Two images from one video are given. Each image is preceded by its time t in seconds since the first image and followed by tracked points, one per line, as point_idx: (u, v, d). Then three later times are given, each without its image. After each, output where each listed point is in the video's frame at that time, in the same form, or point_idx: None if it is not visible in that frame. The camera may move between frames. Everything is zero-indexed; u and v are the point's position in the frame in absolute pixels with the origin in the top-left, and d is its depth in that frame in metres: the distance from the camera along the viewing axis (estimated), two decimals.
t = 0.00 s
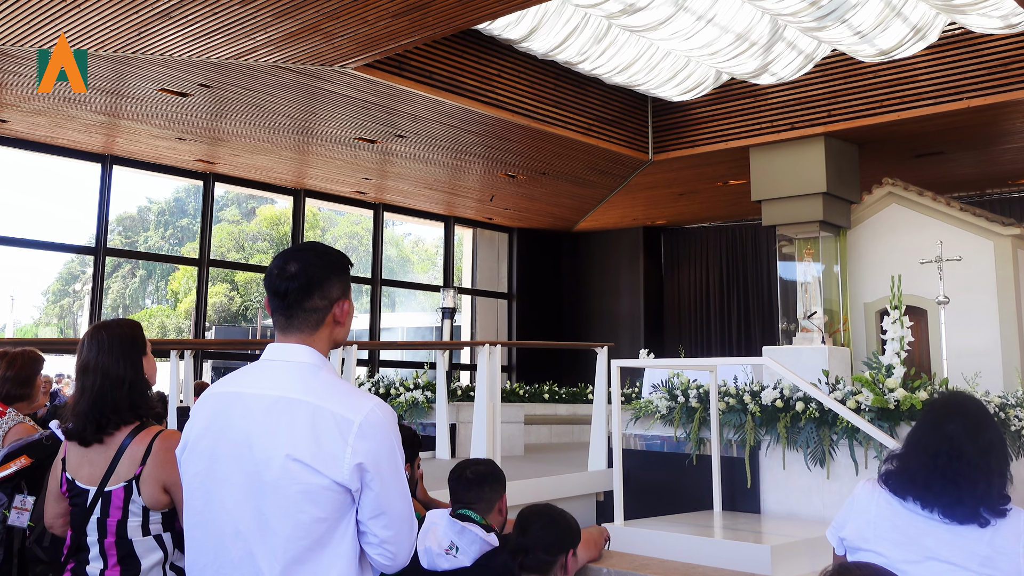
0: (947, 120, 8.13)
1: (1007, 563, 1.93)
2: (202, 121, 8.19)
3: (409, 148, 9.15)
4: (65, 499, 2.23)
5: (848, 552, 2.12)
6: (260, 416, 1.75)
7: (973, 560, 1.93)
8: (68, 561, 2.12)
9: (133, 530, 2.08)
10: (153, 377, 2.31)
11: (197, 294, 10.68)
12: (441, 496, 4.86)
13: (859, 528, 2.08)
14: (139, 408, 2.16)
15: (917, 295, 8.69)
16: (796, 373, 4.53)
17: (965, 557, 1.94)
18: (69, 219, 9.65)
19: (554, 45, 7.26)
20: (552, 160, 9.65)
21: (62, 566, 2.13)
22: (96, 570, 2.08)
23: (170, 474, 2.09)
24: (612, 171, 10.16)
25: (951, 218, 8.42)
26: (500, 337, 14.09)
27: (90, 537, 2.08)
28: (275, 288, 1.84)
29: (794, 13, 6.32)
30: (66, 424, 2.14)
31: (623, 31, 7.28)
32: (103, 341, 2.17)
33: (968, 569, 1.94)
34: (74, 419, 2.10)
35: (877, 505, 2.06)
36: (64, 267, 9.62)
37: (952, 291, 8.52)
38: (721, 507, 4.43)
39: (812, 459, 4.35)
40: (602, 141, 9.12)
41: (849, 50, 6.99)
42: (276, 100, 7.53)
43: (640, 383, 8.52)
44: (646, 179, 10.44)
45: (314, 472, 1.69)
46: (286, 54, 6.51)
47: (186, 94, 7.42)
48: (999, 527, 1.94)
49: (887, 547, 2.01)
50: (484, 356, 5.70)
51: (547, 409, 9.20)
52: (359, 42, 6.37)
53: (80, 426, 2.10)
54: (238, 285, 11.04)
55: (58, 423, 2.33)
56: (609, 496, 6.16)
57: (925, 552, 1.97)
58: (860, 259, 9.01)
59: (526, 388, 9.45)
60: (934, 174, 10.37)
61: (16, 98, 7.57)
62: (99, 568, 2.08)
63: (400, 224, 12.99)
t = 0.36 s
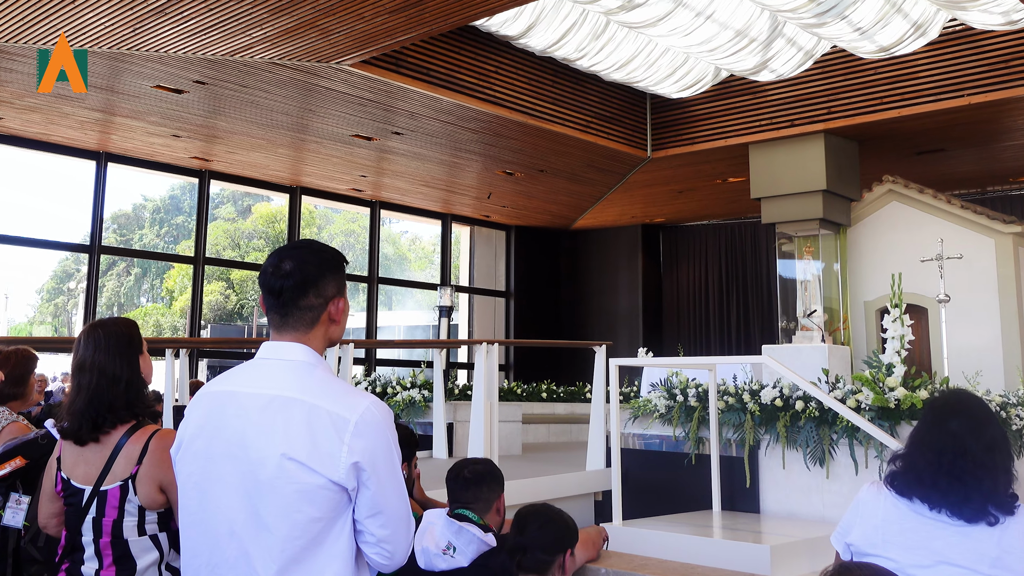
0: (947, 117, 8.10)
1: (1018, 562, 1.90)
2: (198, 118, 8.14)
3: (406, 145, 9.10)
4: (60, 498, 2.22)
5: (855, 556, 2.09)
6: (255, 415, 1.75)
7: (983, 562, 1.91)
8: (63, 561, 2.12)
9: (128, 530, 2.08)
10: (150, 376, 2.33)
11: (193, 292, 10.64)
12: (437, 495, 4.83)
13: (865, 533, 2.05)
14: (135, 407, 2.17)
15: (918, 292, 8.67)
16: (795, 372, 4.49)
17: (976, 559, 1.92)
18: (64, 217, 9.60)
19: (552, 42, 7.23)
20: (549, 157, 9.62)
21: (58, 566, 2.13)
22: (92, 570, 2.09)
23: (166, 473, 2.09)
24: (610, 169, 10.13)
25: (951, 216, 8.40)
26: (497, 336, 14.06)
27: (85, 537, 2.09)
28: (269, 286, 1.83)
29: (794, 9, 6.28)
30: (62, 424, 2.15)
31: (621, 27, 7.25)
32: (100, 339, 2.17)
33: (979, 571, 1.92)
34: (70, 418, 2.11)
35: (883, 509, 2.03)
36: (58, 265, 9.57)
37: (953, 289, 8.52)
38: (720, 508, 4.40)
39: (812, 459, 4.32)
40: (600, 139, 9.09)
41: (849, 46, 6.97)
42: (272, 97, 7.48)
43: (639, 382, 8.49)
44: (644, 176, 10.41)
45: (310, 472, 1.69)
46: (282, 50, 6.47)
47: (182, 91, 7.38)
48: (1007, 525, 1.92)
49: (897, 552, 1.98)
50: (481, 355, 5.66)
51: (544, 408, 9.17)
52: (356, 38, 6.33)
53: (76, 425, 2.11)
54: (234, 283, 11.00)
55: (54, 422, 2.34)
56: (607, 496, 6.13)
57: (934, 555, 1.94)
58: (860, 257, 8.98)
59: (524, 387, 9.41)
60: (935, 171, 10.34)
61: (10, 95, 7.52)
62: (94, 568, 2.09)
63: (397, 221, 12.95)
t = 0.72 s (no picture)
0: (948, 114, 8.08)
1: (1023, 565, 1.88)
2: (193, 115, 8.09)
3: (403, 142, 9.06)
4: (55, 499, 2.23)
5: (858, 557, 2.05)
6: (250, 415, 1.72)
7: (989, 563, 1.89)
8: (59, 561, 2.16)
9: (123, 529, 2.10)
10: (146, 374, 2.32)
11: (188, 290, 10.59)
12: (434, 495, 4.79)
13: (869, 533, 2.01)
14: (131, 405, 2.17)
15: (919, 291, 8.70)
16: (795, 371, 4.47)
17: (982, 560, 1.89)
18: (59, 215, 9.56)
19: (550, 38, 7.20)
20: (547, 155, 9.58)
21: (54, 566, 2.16)
22: (88, 570, 2.11)
23: (161, 473, 2.10)
24: (608, 166, 10.09)
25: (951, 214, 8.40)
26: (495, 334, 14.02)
27: (80, 537, 2.11)
28: (264, 284, 1.80)
29: (794, 5, 6.25)
30: (58, 422, 2.15)
31: (620, 24, 7.21)
32: (96, 338, 2.18)
33: (984, 572, 1.89)
34: (65, 417, 2.12)
35: (887, 508, 2.00)
36: (53, 263, 9.52)
37: (953, 287, 8.52)
38: (720, 508, 4.38)
39: (812, 458, 4.30)
40: (599, 136, 9.05)
41: (849, 43, 6.94)
42: (268, 93, 7.44)
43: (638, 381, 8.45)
44: (643, 174, 10.38)
45: (306, 471, 1.66)
46: (279, 47, 6.43)
47: (178, 88, 7.33)
48: (1013, 527, 1.90)
49: (902, 552, 1.95)
50: (479, 353, 5.62)
51: (542, 407, 9.14)
52: (353, 34, 6.28)
53: (72, 424, 2.12)
54: (230, 282, 10.95)
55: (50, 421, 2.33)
56: (606, 496, 6.10)
57: (939, 555, 1.91)
58: (861, 255, 8.98)
59: (521, 386, 9.33)
60: (936, 169, 10.32)
61: (4, 92, 7.48)
62: (90, 568, 2.11)
63: (393, 219, 12.92)
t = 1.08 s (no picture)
0: (948, 111, 8.06)
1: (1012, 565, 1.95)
2: (188, 112, 8.05)
3: (399, 139, 9.01)
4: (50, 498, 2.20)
5: (850, 552, 2.14)
6: (245, 414, 1.69)
7: (978, 562, 1.96)
8: (53, 561, 2.11)
9: (119, 529, 2.07)
10: (142, 374, 2.28)
11: (184, 288, 10.54)
12: (432, 495, 4.76)
13: (861, 530, 2.10)
14: (128, 404, 2.14)
15: (919, 289, 8.67)
16: (795, 369, 4.44)
17: (969, 559, 1.96)
18: (54, 212, 9.51)
19: (548, 35, 7.17)
20: (544, 152, 9.54)
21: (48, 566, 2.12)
22: (82, 570, 2.07)
23: (157, 471, 2.08)
24: (607, 163, 10.05)
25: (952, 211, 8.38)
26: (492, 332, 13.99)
27: (75, 537, 2.07)
28: (259, 282, 1.77)
29: (793, 2, 6.22)
30: (53, 421, 2.12)
31: (618, 20, 7.16)
32: (92, 337, 2.14)
33: (972, 571, 1.96)
34: (61, 416, 2.08)
35: (880, 506, 2.08)
36: (47, 261, 9.48)
37: (953, 285, 8.50)
38: (719, 508, 4.35)
39: (811, 458, 4.27)
40: (597, 133, 9.01)
41: (849, 39, 6.91)
42: (264, 90, 7.39)
43: (636, 380, 8.42)
44: (641, 171, 10.34)
45: (301, 471, 1.63)
46: (274, 43, 6.39)
47: (173, 84, 7.28)
48: (1003, 528, 1.97)
49: (890, 549, 2.03)
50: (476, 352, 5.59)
51: (540, 407, 9.11)
52: (349, 31, 6.24)
53: (67, 423, 2.08)
54: (225, 280, 10.89)
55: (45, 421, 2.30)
56: (604, 495, 6.07)
57: (926, 553, 1.99)
58: (861, 253, 8.95)
59: (519, 385, 9.27)
60: (936, 166, 10.29)
61: None
62: (84, 568, 2.07)
63: (390, 217, 12.88)
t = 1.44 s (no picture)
0: (949, 108, 8.03)
1: (1010, 564, 1.92)
2: (184, 108, 8.00)
3: (396, 136, 8.97)
4: (43, 499, 2.16)
5: (847, 553, 2.11)
6: (240, 413, 1.66)
7: (975, 561, 1.93)
8: (47, 561, 2.09)
9: (113, 529, 2.04)
10: (136, 372, 2.25)
11: (179, 287, 10.50)
12: (428, 495, 4.72)
13: (857, 530, 2.07)
14: (122, 403, 2.11)
15: (920, 288, 8.62)
16: (794, 368, 4.41)
17: (967, 559, 1.93)
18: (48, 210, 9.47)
19: (546, 31, 7.14)
20: (542, 149, 9.51)
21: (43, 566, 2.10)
22: (76, 570, 2.04)
23: (150, 471, 2.03)
24: (605, 161, 10.02)
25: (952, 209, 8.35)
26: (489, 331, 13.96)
27: (69, 537, 2.05)
28: (254, 281, 1.74)
29: None
30: (47, 420, 2.09)
31: (616, 16, 7.13)
32: (85, 335, 2.11)
33: (970, 571, 1.93)
34: (54, 415, 2.06)
35: (877, 506, 2.05)
36: (41, 259, 9.45)
37: (953, 283, 8.47)
38: (718, 507, 4.33)
39: (811, 457, 4.25)
40: (595, 130, 8.98)
41: (849, 36, 6.89)
42: (260, 87, 7.36)
43: (634, 379, 8.39)
44: (640, 168, 10.31)
45: (296, 470, 1.60)
46: (271, 40, 6.35)
47: (168, 81, 7.24)
48: (1001, 526, 1.94)
49: (886, 549, 2.01)
50: (472, 351, 5.54)
51: (538, 405, 9.09)
52: (346, 28, 6.21)
53: (60, 422, 2.05)
54: (221, 278, 10.85)
55: (39, 419, 2.26)
56: (602, 495, 6.03)
57: (922, 552, 1.96)
58: (860, 251, 8.92)
59: (517, 384, 9.23)
60: (936, 163, 10.27)
61: None
62: (79, 568, 2.05)
63: (388, 215, 12.84)
